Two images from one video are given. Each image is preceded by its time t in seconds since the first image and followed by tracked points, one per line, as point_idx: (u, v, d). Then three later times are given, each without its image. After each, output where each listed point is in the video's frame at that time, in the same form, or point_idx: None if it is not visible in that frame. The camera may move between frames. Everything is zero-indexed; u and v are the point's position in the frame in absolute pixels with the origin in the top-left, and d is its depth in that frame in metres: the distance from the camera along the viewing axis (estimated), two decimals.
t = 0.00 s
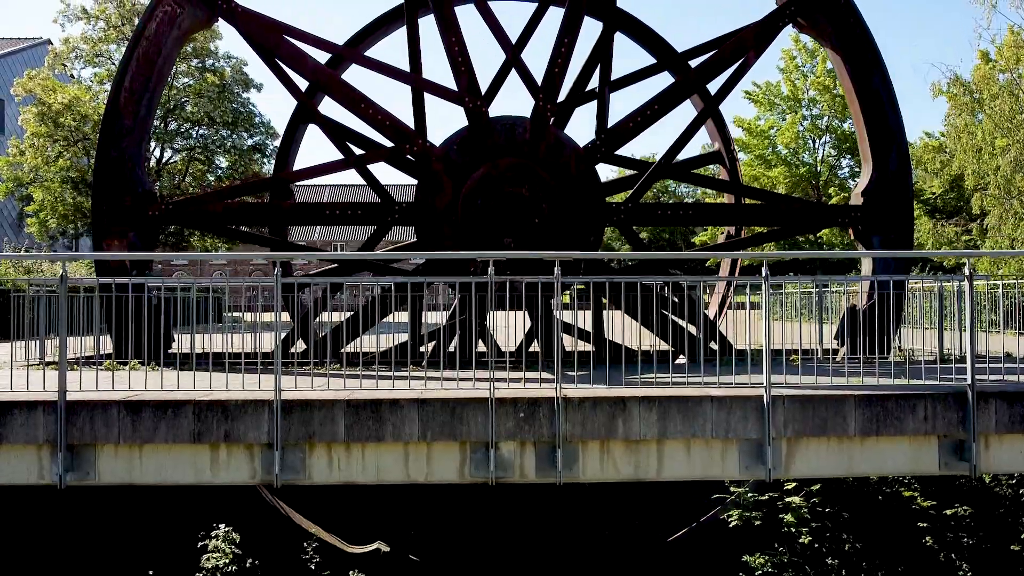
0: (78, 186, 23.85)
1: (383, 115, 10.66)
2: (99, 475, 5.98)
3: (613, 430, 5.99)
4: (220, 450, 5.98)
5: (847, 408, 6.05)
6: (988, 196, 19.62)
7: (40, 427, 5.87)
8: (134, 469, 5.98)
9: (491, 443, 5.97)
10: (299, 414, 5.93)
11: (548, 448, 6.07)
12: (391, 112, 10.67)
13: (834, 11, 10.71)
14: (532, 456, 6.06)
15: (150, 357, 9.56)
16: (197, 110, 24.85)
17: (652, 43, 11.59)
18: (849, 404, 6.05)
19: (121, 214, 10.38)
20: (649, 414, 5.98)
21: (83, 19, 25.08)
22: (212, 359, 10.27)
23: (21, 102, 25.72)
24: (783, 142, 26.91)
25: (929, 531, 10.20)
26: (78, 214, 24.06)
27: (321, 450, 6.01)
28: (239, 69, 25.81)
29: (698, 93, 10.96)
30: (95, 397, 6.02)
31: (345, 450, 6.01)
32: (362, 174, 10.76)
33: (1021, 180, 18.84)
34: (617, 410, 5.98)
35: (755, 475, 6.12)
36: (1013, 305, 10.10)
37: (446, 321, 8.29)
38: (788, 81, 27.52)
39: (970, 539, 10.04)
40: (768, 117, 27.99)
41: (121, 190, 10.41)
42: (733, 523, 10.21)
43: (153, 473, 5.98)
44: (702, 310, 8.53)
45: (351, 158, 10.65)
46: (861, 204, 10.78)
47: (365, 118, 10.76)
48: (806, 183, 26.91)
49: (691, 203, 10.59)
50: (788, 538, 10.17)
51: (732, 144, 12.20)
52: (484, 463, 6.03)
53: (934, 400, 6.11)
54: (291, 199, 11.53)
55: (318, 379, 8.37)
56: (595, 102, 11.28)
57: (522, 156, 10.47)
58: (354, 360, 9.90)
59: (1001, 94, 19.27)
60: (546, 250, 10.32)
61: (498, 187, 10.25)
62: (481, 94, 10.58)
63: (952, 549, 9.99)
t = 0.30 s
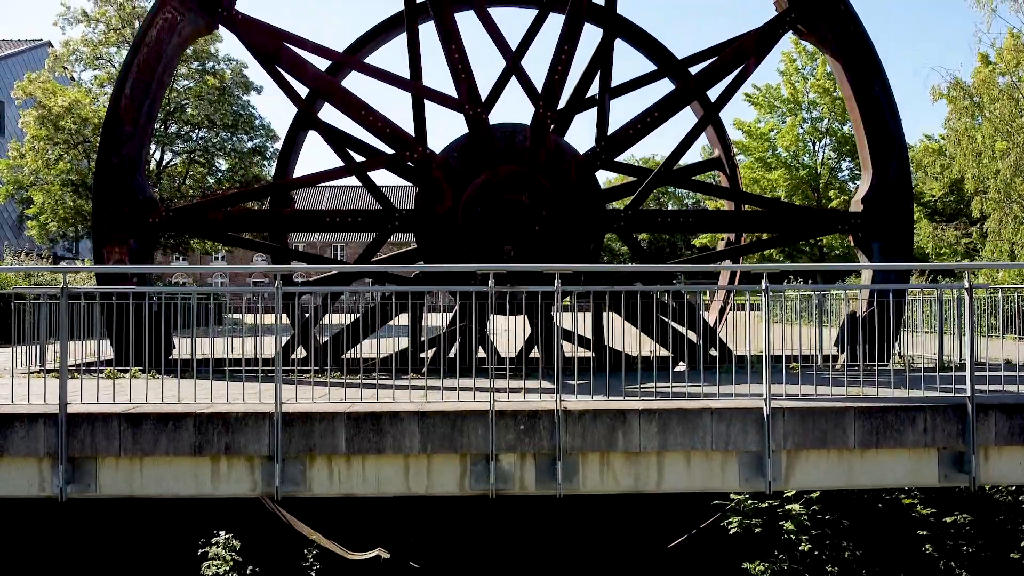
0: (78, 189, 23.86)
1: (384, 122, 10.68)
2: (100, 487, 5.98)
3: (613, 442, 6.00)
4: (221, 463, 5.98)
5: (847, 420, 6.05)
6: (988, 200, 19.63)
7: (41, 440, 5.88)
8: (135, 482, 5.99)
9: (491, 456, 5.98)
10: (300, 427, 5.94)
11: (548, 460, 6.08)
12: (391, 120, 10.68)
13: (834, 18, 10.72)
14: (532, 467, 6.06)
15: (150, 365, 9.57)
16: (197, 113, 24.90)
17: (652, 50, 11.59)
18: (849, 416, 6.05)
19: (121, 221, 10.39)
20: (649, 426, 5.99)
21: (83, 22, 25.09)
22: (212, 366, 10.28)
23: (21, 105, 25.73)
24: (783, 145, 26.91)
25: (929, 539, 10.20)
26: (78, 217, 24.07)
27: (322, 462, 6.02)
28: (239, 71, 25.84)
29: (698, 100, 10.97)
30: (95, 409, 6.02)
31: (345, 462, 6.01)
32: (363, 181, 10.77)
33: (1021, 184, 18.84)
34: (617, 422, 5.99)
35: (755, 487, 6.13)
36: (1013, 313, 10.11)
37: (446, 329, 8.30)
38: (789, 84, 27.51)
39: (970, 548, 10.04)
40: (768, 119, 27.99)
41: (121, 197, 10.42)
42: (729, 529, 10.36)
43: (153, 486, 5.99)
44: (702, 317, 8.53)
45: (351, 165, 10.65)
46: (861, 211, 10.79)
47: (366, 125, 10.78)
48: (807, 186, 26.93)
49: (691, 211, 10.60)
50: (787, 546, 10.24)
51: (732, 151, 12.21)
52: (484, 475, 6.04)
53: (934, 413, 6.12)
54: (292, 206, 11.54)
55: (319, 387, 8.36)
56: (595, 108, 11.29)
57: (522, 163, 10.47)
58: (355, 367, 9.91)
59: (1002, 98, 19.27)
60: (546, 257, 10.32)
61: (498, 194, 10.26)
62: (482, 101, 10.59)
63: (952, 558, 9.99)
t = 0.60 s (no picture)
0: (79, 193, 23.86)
1: (384, 131, 10.69)
2: (101, 501, 5.99)
3: (613, 456, 6.01)
4: (222, 477, 5.99)
5: (847, 434, 6.06)
6: (988, 205, 19.64)
7: (43, 454, 5.89)
8: (135, 495, 6.00)
9: (492, 469, 5.99)
10: (301, 441, 5.94)
11: (548, 474, 6.08)
12: (391, 128, 10.69)
13: (834, 26, 10.72)
14: (533, 481, 6.07)
15: (151, 374, 9.58)
16: (197, 116, 25.05)
17: (652, 58, 11.59)
18: (849, 429, 6.06)
19: (121, 229, 10.39)
20: (649, 440, 6.00)
21: (84, 25, 25.11)
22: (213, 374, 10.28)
23: (21, 108, 25.73)
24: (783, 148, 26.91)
25: (929, 548, 10.20)
26: (78, 220, 24.06)
27: (323, 476, 6.03)
28: (240, 75, 25.90)
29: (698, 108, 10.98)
30: (96, 423, 6.03)
31: (346, 476, 6.02)
32: (363, 190, 10.77)
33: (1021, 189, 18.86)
34: (617, 436, 6.00)
35: (755, 500, 6.14)
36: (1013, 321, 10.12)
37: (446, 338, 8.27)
38: (789, 87, 27.52)
39: (970, 557, 10.05)
40: (768, 123, 27.99)
41: (122, 205, 10.42)
42: (731, 538, 10.22)
43: (154, 500, 6.00)
44: (702, 324, 8.54)
45: (352, 173, 10.65)
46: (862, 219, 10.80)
47: (366, 133, 10.80)
48: (807, 189, 26.93)
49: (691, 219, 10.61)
50: (788, 555, 10.08)
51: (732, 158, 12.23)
52: (484, 488, 6.04)
53: (935, 426, 6.13)
54: (292, 213, 11.54)
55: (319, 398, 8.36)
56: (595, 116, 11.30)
57: (523, 171, 10.48)
58: (356, 376, 9.91)
59: (1002, 102, 19.29)
60: (546, 265, 10.33)
61: (499, 202, 10.27)
62: (482, 110, 10.60)
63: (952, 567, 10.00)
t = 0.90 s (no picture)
0: (79, 197, 23.86)
1: (385, 141, 10.71)
2: (104, 517, 5.99)
3: (615, 473, 6.01)
4: (224, 493, 5.99)
5: (849, 450, 6.06)
6: (988, 210, 19.65)
7: (45, 471, 5.89)
8: (138, 512, 6.00)
9: (493, 486, 5.98)
10: (302, 458, 5.94)
11: (550, 490, 6.08)
12: (392, 138, 10.69)
13: (835, 35, 10.72)
14: (535, 497, 6.07)
15: (153, 384, 9.58)
16: (198, 119, 25.20)
17: (653, 66, 11.58)
18: (851, 446, 6.06)
19: (122, 239, 10.41)
20: (651, 457, 6.00)
21: (84, 29, 25.11)
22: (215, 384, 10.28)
23: (21, 112, 25.72)
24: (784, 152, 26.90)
25: (930, 559, 10.22)
26: (78, 224, 24.07)
27: (324, 493, 6.02)
28: (240, 78, 25.95)
29: (699, 117, 10.97)
30: (98, 440, 6.03)
31: (348, 493, 6.02)
32: (364, 199, 10.76)
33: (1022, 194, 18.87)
34: (619, 453, 6.00)
35: (756, 516, 6.14)
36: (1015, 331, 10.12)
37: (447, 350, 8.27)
38: (790, 91, 27.51)
39: (971, 568, 10.07)
40: (769, 126, 27.98)
41: (122, 215, 10.42)
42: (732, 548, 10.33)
43: (156, 516, 6.00)
44: (703, 335, 8.48)
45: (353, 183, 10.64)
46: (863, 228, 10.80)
47: (367, 143, 10.79)
48: (807, 192, 26.93)
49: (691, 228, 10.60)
50: (789, 564, 10.24)
51: (733, 166, 12.22)
52: (486, 505, 6.05)
53: (936, 443, 6.13)
54: (292, 222, 11.54)
55: (320, 411, 8.36)
56: (596, 125, 11.29)
57: (524, 181, 10.47)
58: (357, 386, 9.91)
59: (1002, 107, 19.29)
60: (547, 275, 10.32)
61: (500, 212, 10.26)
62: (483, 119, 10.60)
63: None
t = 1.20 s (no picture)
0: (79, 202, 23.86)
1: (386, 151, 10.69)
2: (104, 537, 6.00)
3: (616, 492, 6.01)
4: (225, 513, 5.99)
5: (850, 469, 6.05)
6: (989, 215, 19.64)
7: (45, 490, 5.89)
8: (138, 531, 6.01)
9: (494, 506, 5.98)
10: (303, 478, 5.93)
11: (551, 510, 6.07)
12: (392, 149, 10.67)
13: (835, 46, 10.71)
14: (536, 516, 6.07)
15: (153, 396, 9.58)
16: (198, 123, 25.21)
17: (654, 76, 11.57)
18: (852, 465, 6.06)
19: (122, 249, 10.40)
20: (652, 477, 6.00)
21: (84, 33, 25.11)
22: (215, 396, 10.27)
23: (21, 116, 25.71)
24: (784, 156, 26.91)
25: (930, 571, 10.22)
26: (78, 229, 24.07)
27: (325, 512, 6.02)
28: (241, 82, 25.95)
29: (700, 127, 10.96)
30: (99, 458, 6.03)
31: (349, 512, 6.02)
32: (364, 210, 10.75)
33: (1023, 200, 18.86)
34: (620, 472, 6.00)
35: (757, 535, 6.15)
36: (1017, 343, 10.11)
37: (447, 364, 8.29)
38: (790, 95, 27.51)
39: None
40: (769, 130, 27.98)
41: (123, 226, 10.43)
42: (733, 560, 10.23)
43: (157, 536, 6.00)
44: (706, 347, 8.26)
45: (354, 194, 10.61)
46: (863, 239, 10.80)
47: (367, 154, 10.78)
48: (807, 197, 26.94)
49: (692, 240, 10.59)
50: None
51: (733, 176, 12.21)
52: (487, 524, 6.05)
53: (938, 462, 6.13)
54: (292, 232, 11.52)
55: (321, 424, 8.37)
56: (597, 135, 11.28)
57: (525, 192, 10.45)
58: (358, 397, 9.92)
59: (1003, 113, 19.28)
60: (548, 286, 10.29)
61: (500, 223, 10.24)
62: (483, 130, 10.58)
63: None
